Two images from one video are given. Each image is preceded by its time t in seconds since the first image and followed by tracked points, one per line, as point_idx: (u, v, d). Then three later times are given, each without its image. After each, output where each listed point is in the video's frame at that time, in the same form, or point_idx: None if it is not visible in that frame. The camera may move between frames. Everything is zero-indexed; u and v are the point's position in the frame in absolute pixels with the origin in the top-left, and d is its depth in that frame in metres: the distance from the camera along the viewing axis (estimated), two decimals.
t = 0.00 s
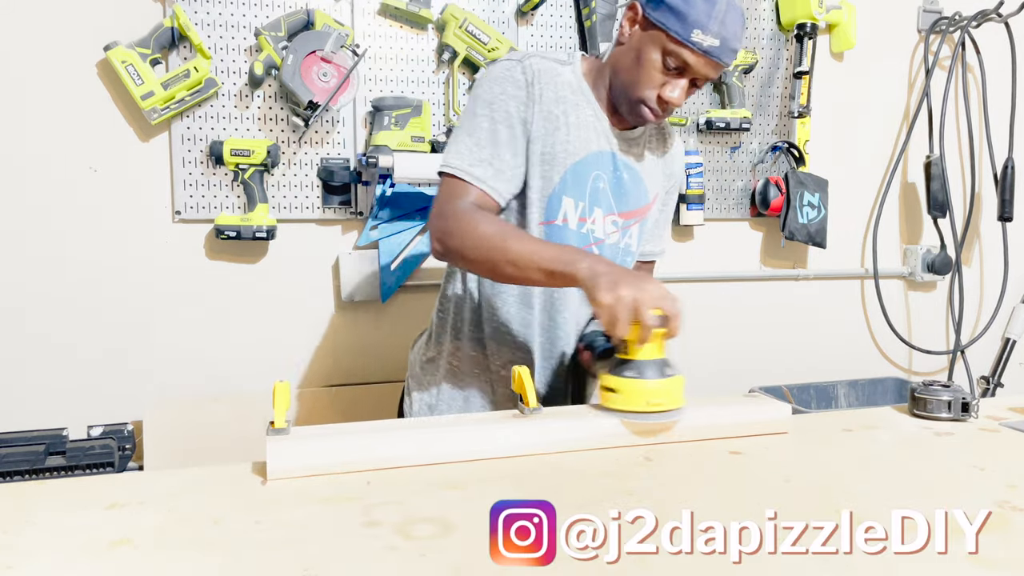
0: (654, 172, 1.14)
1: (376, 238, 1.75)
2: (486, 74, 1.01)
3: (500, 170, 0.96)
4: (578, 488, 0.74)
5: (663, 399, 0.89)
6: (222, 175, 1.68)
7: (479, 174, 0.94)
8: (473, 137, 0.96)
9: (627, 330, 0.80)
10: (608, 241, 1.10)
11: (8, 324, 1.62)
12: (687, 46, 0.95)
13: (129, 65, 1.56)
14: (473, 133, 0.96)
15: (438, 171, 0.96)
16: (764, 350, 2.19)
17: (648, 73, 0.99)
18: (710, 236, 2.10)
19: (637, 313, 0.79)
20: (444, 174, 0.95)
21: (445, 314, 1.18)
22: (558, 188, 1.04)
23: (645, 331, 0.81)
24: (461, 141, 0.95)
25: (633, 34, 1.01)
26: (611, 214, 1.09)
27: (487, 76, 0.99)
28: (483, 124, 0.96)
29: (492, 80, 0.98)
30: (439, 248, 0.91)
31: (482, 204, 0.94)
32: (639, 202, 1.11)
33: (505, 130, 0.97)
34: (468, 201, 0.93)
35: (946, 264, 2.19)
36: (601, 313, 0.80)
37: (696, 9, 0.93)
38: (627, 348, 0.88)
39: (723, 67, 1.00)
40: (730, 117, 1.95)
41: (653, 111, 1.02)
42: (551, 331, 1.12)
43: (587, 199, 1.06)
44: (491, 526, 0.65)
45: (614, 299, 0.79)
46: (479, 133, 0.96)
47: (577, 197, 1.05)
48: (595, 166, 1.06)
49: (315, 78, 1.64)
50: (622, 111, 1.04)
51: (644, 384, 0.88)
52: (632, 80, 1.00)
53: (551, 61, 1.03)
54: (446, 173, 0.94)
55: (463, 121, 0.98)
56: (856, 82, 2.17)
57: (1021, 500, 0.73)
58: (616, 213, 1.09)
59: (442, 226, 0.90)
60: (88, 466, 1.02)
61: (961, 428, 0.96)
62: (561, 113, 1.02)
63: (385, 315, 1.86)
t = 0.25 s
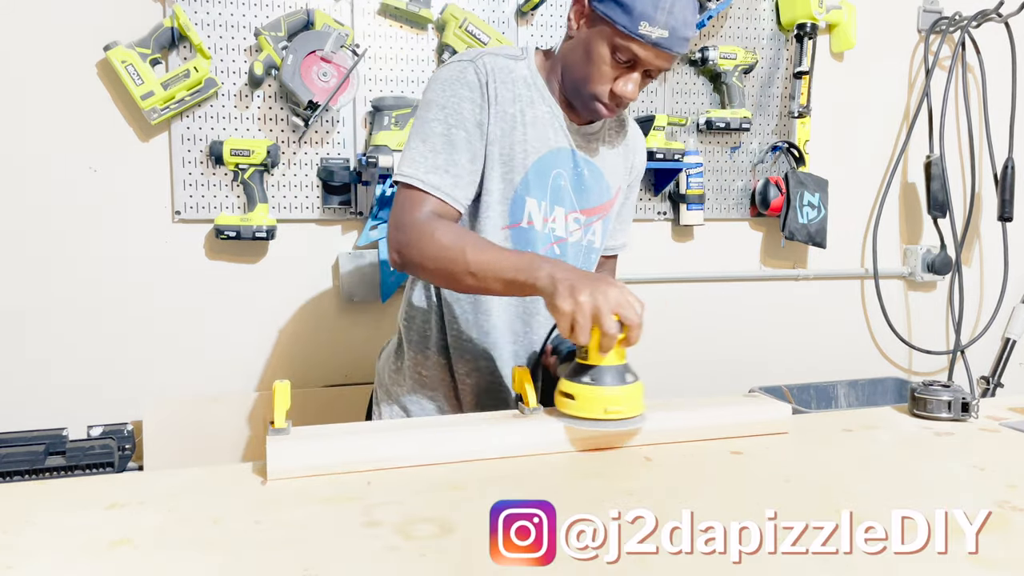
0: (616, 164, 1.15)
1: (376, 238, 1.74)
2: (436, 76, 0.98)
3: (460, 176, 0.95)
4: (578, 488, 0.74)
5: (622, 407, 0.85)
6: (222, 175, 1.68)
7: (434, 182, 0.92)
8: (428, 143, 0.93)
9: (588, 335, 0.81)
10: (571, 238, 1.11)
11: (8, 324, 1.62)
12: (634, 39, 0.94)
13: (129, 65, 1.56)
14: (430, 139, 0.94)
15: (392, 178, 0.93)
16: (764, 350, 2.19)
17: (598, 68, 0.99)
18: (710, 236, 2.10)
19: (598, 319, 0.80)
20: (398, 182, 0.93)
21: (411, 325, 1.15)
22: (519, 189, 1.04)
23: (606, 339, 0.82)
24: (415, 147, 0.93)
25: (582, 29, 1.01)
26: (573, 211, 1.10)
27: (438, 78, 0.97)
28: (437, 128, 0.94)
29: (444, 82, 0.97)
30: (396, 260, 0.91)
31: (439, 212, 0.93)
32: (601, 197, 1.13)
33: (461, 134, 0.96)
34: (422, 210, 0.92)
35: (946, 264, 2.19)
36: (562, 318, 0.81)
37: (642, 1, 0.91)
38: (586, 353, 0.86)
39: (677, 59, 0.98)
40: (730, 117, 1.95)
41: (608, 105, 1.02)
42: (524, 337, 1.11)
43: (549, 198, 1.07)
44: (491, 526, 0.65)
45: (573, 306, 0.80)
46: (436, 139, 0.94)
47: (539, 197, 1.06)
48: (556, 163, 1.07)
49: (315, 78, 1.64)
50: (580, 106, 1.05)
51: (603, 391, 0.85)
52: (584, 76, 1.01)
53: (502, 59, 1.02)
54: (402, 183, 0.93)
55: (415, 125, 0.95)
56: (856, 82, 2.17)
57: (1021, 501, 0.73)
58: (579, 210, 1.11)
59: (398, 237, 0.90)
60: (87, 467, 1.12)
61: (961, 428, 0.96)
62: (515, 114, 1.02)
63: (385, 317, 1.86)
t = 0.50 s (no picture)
0: (619, 161, 1.15)
1: (376, 238, 1.75)
2: (439, 79, 0.98)
3: (477, 184, 0.95)
4: (578, 488, 0.74)
5: (679, 397, 0.90)
6: (222, 175, 1.68)
7: (456, 190, 0.93)
8: (443, 151, 0.94)
9: (651, 329, 0.86)
10: (576, 236, 1.11)
11: (8, 323, 1.62)
12: (633, 43, 0.93)
13: (129, 65, 1.56)
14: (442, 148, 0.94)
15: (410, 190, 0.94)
16: (764, 350, 2.19)
17: (597, 71, 0.99)
18: (710, 236, 2.10)
19: (662, 313, 0.85)
20: (418, 194, 0.94)
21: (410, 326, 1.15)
22: (525, 189, 1.04)
23: (670, 333, 0.86)
24: (430, 157, 0.94)
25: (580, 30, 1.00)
26: (578, 210, 1.10)
27: (443, 83, 0.97)
28: (449, 136, 0.95)
29: (450, 87, 0.96)
30: (433, 274, 0.91)
31: (468, 220, 0.95)
32: (604, 194, 1.13)
33: (476, 139, 0.96)
34: (453, 222, 0.93)
35: (946, 264, 2.19)
36: (625, 314, 0.85)
37: (640, 3, 0.91)
38: (644, 347, 0.91)
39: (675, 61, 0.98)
40: (730, 117, 1.95)
41: (606, 107, 1.03)
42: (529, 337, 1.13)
43: (554, 197, 1.07)
44: (491, 526, 0.65)
45: (636, 301, 0.84)
46: (448, 148, 0.94)
47: (544, 198, 1.06)
48: (561, 163, 1.06)
49: (315, 78, 1.64)
50: (578, 107, 1.05)
51: (662, 383, 0.90)
52: (583, 78, 1.00)
53: (502, 58, 1.02)
54: (421, 193, 0.93)
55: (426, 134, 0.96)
56: (856, 82, 2.17)
57: (1021, 501, 0.73)
58: (583, 208, 1.11)
59: (435, 252, 0.90)
60: (87, 466, 1.10)
61: (961, 428, 0.96)
62: (521, 113, 1.01)
63: (385, 318, 1.86)
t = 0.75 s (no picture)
0: (620, 162, 1.14)
1: (376, 238, 1.74)
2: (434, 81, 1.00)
3: (454, 180, 0.96)
4: (578, 488, 0.74)
5: (626, 404, 0.87)
6: (222, 175, 1.68)
7: (434, 187, 0.94)
8: (427, 149, 0.96)
9: (593, 334, 0.80)
10: (575, 237, 1.11)
11: (8, 323, 1.62)
12: (625, 40, 0.92)
13: (129, 65, 1.56)
14: (425, 145, 0.96)
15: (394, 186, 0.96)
16: (765, 350, 2.19)
17: (591, 69, 0.98)
18: (710, 236, 2.10)
19: (603, 317, 0.79)
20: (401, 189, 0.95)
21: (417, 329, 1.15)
22: (517, 189, 1.04)
23: (609, 336, 0.82)
24: (414, 154, 0.95)
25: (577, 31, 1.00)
26: (576, 211, 1.09)
27: (435, 85, 0.99)
28: (433, 134, 0.96)
29: (441, 88, 0.98)
30: (403, 266, 0.92)
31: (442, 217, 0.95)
32: (604, 195, 1.12)
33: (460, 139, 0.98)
34: (427, 217, 0.93)
35: (946, 264, 2.19)
36: (563, 316, 0.80)
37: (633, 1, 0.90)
38: (592, 352, 0.87)
39: (670, 59, 0.97)
40: (730, 117, 1.95)
41: (602, 105, 1.02)
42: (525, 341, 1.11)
43: (550, 198, 1.06)
44: (491, 525, 0.65)
45: (576, 303, 0.79)
46: (432, 146, 0.96)
47: (539, 198, 1.06)
48: (557, 163, 1.06)
49: (315, 79, 1.64)
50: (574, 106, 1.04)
51: (611, 388, 0.87)
52: (578, 77, 1.00)
53: (496, 62, 1.03)
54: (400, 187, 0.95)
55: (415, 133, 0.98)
56: (856, 82, 2.17)
57: (1022, 500, 0.73)
58: (582, 209, 1.10)
59: (405, 244, 0.91)
60: (87, 466, 1.12)
61: (961, 428, 0.96)
62: (513, 115, 1.02)
63: (384, 317, 1.86)
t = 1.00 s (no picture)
0: (634, 164, 1.17)
1: (376, 238, 1.76)
2: (468, 82, 0.97)
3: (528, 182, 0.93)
4: (578, 488, 0.74)
5: (747, 394, 0.92)
6: (222, 175, 1.68)
7: (508, 187, 0.91)
8: (489, 152, 0.93)
9: (727, 325, 0.86)
10: (592, 236, 1.12)
11: (8, 323, 1.62)
12: (657, 32, 0.95)
13: (129, 65, 1.56)
14: (487, 148, 0.93)
15: (457, 191, 0.92)
16: (765, 350, 2.19)
17: (621, 65, 1.00)
18: (710, 236, 2.10)
19: (738, 311, 0.86)
20: (468, 195, 0.92)
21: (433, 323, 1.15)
22: (552, 189, 1.04)
23: (744, 330, 0.88)
24: (477, 157, 0.92)
25: (599, 30, 1.02)
26: (595, 210, 1.10)
27: (473, 86, 0.96)
28: (490, 137, 0.93)
29: (482, 90, 0.95)
30: (494, 273, 0.90)
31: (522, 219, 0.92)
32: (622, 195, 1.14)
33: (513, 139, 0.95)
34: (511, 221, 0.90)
35: (946, 264, 2.19)
36: (699, 311, 0.85)
37: None
38: (714, 343, 0.93)
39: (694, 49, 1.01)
40: (730, 117, 1.95)
41: (633, 101, 1.03)
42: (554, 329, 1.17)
43: (579, 198, 1.08)
44: (491, 526, 0.65)
45: (713, 298, 0.85)
46: (493, 148, 0.93)
47: (568, 199, 1.06)
48: (582, 165, 1.07)
49: (315, 79, 1.64)
50: (602, 105, 1.05)
51: (731, 377, 0.92)
52: (606, 74, 1.01)
53: (528, 63, 1.03)
54: (465, 194, 0.92)
55: (464, 136, 0.94)
56: (856, 82, 2.17)
57: (1022, 500, 0.73)
58: (603, 208, 1.12)
59: (497, 251, 0.89)
60: (87, 466, 1.11)
61: (961, 428, 0.96)
62: (550, 117, 1.01)
63: (383, 317, 1.86)
